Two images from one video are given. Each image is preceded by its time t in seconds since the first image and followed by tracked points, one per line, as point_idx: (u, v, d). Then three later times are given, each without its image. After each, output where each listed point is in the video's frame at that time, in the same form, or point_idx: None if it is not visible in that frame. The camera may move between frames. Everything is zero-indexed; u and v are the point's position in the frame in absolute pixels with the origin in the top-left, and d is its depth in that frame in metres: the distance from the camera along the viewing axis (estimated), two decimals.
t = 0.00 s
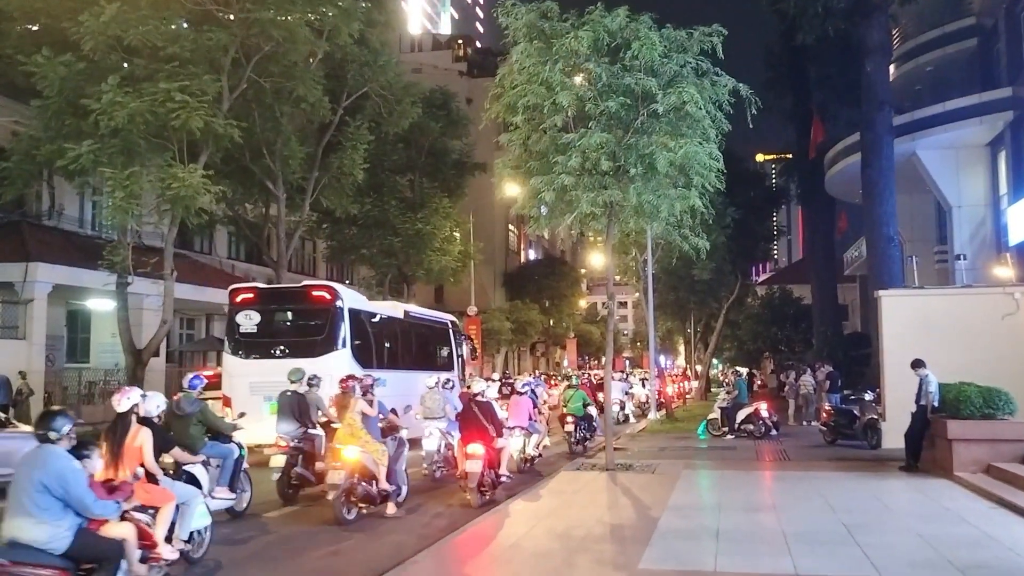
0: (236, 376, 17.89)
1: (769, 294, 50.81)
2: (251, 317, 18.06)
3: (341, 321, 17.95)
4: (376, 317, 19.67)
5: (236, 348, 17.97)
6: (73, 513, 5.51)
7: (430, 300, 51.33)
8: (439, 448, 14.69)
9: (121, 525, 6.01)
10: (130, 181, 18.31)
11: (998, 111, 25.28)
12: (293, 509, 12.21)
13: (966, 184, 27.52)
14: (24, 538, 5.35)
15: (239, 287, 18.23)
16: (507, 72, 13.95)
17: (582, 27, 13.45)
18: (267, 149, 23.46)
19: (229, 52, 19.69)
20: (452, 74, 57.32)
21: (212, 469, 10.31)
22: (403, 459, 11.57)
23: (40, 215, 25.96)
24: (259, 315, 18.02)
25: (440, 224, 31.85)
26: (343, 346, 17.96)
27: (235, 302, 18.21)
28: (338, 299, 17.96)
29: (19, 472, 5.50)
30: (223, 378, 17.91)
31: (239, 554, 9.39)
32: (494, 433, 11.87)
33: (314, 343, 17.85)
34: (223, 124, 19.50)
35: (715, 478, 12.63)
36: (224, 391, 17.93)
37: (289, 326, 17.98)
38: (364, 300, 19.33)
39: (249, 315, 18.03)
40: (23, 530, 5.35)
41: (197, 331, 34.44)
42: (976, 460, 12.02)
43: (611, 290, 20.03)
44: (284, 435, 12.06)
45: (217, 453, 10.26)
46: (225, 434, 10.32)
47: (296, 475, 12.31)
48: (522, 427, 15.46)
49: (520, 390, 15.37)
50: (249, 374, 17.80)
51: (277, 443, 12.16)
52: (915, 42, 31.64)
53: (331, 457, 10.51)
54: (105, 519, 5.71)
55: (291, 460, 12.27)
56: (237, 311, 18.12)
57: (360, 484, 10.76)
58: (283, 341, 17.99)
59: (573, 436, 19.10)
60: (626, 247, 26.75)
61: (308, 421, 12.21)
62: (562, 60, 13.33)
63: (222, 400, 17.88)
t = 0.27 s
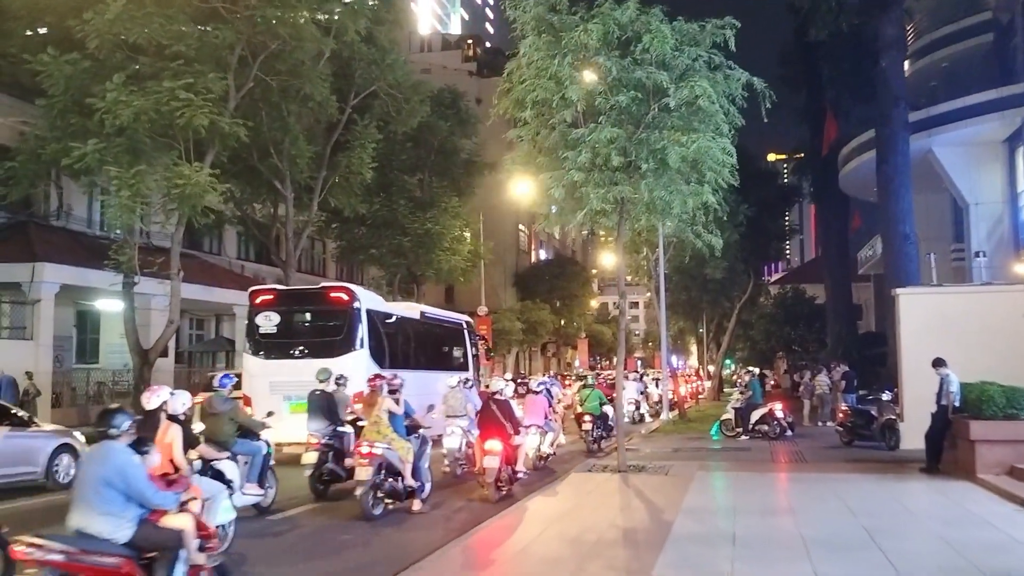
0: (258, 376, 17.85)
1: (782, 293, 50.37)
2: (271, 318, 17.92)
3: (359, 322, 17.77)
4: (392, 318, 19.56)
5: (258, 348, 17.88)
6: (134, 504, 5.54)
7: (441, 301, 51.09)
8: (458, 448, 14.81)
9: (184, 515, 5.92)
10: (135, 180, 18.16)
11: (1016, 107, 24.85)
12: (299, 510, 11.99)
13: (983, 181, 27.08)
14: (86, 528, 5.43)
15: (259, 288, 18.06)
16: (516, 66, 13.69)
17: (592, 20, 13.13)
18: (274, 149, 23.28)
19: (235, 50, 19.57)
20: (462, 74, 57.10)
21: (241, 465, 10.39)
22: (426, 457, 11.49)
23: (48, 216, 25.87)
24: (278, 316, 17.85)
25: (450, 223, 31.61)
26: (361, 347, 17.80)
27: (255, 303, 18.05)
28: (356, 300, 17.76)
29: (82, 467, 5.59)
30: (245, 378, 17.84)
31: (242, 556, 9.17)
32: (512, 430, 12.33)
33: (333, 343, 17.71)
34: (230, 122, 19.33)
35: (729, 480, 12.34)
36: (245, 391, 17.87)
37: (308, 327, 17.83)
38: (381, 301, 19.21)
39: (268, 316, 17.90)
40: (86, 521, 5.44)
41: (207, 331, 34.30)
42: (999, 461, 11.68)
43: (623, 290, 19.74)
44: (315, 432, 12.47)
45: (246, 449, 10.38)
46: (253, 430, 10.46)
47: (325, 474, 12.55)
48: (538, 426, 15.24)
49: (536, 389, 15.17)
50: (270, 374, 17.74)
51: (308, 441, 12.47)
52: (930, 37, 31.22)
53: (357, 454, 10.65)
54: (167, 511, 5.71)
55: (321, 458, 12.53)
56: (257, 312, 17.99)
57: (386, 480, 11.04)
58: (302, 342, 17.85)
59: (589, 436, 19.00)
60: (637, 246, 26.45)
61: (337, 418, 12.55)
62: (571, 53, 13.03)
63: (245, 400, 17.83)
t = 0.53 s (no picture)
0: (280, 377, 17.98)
1: (794, 293, 49.88)
2: (292, 319, 18.15)
3: (377, 323, 17.92)
4: (408, 318, 19.72)
5: (279, 350, 18.05)
6: (208, 496, 5.65)
7: (451, 300, 50.80)
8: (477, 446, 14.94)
9: (246, 505, 6.11)
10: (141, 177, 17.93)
11: None
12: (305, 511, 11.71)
13: (1002, 178, 26.59)
14: (164, 519, 5.53)
15: (281, 289, 18.34)
16: (527, 60, 13.38)
17: (604, 12, 12.78)
18: (282, 146, 23.03)
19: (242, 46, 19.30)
20: (472, 72, 56.79)
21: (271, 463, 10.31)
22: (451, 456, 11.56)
23: (56, 213, 25.70)
24: (299, 317, 18.09)
25: (460, 222, 31.33)
26: (379, 348, 17.93)
27: (277, 304, 18.31)
28: (375, 301, 17.91)
29: (154, 460, 5.66)
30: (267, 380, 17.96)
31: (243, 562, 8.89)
32: (530, 428, 12.48)
33: (352, 343, 17.83)
34: (237, 118, 19.08)
35: (745, 485, 11.99)
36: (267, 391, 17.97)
37: (327, 328, 18.01)
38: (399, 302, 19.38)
39: (289, 317, 18.14)
40: (163, 513, 5.54)
41: (216, 330, 34.12)
42: None
43: (635, 289, 19.40)
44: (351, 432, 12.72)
45: (277, 448, 10.39)
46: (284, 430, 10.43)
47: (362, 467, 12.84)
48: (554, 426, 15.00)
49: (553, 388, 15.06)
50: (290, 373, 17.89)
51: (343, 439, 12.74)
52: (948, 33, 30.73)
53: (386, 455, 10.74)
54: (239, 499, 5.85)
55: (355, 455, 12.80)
56: (277, 313, 18.22)
57: (413, 479, 11.06)
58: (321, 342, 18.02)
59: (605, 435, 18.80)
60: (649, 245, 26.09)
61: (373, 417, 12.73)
62: (583, 46, 12.69)
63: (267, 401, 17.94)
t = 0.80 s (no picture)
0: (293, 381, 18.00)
1: (802, 295, 49.53)
2: (305, 322, 18.14)
3: (390, 326, 17.96)
4: (419, 321, 19.71)
5: (292, 353, 18.04)
6: (260, 489, 6.15)
7: (455, 303, 50.54)
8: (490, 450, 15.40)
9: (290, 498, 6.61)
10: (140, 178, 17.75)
11: None
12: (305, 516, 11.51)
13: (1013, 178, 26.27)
14: (219, 512, 6.00)
15: (294, 294, 18.35)
16: (530, 56, 13.14)
17: (609, 6, 12.52)
18: (284, 147, 22.83)
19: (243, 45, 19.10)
20: (477, 74, 56.58)
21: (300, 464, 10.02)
22: (465, 455, 11.74)
23: (57, 216, 25.54)
24: (312, 320, 18.07)
25: (464, 223, 31.09)
26: (392, 351, 17.97)
27: (290, 308, 18.32)
28: (387, 305, 17.97)
29: (208, 459, 6.13)
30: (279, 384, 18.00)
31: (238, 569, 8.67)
32: (544, 428, 12.84)
33: (365, 347, 17.83)
34: (238, 118, 18.91)
35: (755, 489, 11.71)
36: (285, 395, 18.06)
37: (340, 331, 17.98)
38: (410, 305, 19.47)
39: (302, 321, 18.13)
40: (218, 507, 6.01)
41: (219, 333, 33.92)
42: None
43: (641, 291, 19.14)
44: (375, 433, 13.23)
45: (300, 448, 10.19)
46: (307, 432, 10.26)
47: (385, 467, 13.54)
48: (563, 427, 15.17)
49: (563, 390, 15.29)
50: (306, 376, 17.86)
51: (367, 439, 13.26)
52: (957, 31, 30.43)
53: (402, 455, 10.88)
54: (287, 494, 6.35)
55: (380, 453, 13.37)
56: (291, 317, 18.21)
57: (430, 478, 11.36)
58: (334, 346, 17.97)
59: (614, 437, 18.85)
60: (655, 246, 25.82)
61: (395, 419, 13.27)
62: (587, 41, 12.44)
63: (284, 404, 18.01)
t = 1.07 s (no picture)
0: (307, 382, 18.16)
1: (810, 295, 49.13)
2: (319, 324, 18.26)
3: (403, 328, 18.01)
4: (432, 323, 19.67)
5: (307, 354, 18.17)
6: (305, 485, 6.37)
7: (461, 303, 50.28)
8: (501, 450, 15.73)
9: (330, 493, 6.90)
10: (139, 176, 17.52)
11: None
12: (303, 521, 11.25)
13: None
14: (266, 505, 6.17)
15: (308, 296, 18.43)
16: (534, 50, 12.82)
17: None
18: (287, 145, 22.59)
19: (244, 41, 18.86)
20: (482, 73, 56.30)
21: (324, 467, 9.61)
22: (479, 455, 12.10)
23: (58, 215, 25.37)
24: (326, 322, 18.19)
25: (469, 223, 30.83)
26: (404, 352, 18.00)
27: (304, 311, 18.45)
28: (400, 307, 17.98)
29: (256, 454, 6.32)
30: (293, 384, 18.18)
31: None
32: (557, 429, 13.03)
33: (378, 349, 17.92)
34: (239, 116, 18.67)
35: (764, 495, 11.41)
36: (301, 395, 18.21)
37: (353, 333, 18.09)
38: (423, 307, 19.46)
39: (316, 322, 18.25)
40: (267, 500, 6.18)
41: (222, 334, 33.68)
42: None
43: (647, 291, 18.84)
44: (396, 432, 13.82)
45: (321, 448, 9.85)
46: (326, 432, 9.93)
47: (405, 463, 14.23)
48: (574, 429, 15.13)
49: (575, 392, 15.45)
50: (321, 377, 18.01)
51: (389, 437, 13.90)
52: (969, 28, 30.03)
53: (422, 454, 11.22)
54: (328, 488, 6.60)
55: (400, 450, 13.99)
56: (305, 319, 18.32)
57: (448, 476, 11.67)
58: (349, 347, 18.08)
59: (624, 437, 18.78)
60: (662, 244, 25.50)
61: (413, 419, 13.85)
62: (593, 34, 12.09)
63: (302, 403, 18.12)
